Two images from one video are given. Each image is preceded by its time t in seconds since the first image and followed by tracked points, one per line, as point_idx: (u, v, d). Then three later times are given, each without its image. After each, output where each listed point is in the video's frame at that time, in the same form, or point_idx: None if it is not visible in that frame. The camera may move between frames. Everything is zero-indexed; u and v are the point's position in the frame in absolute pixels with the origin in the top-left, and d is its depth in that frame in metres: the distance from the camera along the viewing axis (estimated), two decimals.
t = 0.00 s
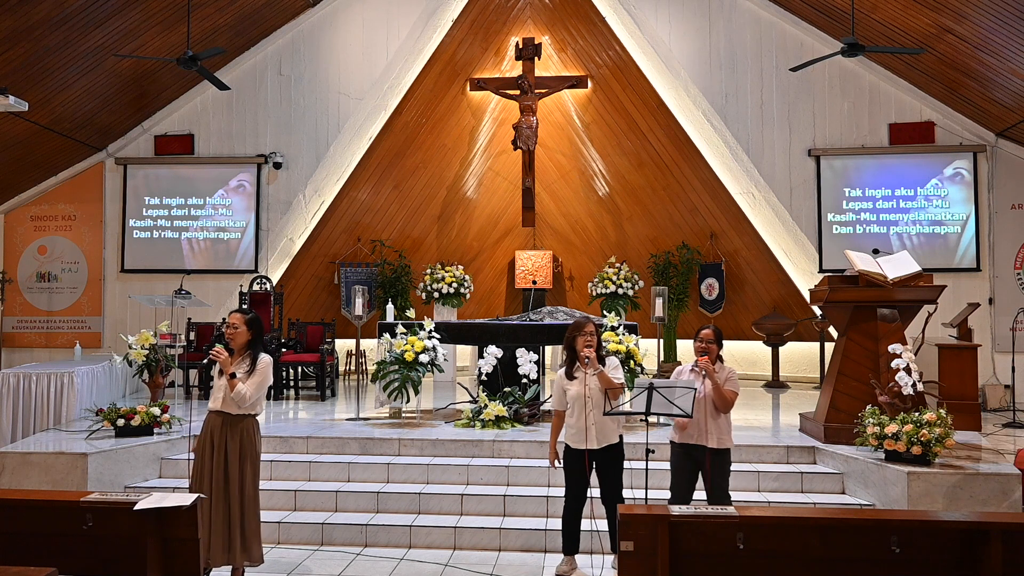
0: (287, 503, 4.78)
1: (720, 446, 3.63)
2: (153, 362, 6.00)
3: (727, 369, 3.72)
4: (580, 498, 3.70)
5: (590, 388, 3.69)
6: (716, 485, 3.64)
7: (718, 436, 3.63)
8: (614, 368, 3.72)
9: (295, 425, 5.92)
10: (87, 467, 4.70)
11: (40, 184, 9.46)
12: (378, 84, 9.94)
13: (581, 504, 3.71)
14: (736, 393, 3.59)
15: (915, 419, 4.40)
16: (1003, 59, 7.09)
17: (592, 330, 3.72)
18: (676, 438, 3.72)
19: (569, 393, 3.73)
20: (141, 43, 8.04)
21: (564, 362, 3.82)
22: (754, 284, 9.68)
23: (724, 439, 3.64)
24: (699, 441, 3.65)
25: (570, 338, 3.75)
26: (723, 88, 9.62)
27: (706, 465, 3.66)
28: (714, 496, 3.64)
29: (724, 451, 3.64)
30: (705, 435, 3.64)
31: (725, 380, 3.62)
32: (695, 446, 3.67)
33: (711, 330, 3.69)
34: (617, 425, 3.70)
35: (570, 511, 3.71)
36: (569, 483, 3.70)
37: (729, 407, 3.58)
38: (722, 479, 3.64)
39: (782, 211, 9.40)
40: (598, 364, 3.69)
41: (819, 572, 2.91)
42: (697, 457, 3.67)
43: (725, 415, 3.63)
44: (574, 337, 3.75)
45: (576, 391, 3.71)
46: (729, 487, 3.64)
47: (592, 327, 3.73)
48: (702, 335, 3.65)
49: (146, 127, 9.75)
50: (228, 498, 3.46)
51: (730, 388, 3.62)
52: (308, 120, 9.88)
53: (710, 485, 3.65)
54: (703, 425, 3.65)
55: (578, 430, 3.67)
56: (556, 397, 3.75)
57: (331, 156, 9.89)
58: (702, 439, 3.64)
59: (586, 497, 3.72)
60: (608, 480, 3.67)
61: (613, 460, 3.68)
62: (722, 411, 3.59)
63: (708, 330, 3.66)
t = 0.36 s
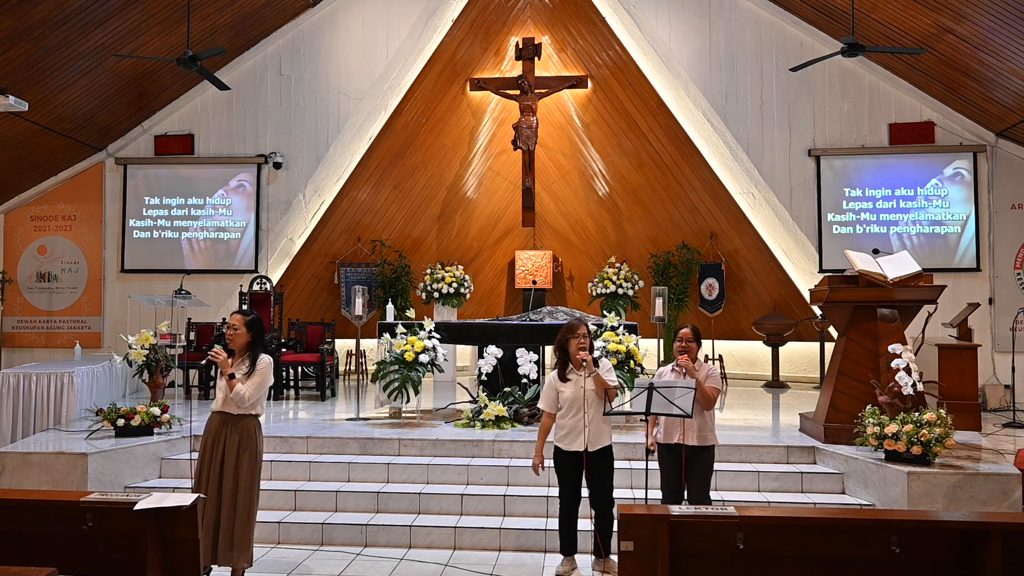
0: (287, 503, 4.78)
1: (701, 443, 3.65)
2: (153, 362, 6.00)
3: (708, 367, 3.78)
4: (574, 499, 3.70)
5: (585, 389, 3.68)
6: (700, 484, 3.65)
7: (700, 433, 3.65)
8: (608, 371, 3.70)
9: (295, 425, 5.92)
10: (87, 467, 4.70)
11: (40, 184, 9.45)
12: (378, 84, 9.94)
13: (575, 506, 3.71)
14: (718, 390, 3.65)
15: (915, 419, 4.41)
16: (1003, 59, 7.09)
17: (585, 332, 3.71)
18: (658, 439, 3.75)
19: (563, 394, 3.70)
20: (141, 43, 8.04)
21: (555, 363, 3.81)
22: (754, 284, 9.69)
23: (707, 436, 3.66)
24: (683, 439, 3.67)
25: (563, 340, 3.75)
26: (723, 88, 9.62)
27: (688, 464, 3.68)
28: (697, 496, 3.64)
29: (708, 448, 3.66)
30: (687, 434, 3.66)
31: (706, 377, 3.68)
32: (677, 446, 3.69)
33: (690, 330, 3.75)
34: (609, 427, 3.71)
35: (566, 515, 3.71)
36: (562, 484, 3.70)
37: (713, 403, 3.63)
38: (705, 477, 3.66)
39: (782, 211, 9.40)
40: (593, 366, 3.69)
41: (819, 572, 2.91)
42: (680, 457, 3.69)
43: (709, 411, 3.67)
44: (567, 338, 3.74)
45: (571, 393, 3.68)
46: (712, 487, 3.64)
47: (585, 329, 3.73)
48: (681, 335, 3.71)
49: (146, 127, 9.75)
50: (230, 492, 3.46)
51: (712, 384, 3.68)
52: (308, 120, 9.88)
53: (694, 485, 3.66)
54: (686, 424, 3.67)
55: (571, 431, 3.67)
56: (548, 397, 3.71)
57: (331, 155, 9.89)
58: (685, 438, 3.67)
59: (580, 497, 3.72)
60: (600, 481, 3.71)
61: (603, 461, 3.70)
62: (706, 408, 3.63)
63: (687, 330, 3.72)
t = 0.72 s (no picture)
0: (287, 503, 4.78)
1: (713, 441, 3.65)
2: (153, 362, 6.00)
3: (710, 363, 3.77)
4: (579, 498, 3.69)
5: (596, 388, 3.70)
6: (708, 484, 3.64)
7: (711, 430, 3.65)
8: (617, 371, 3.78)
9: (295, 425, 5.92)
10: (86, 467, 4.70)
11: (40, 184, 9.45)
12: (378, 84, 9.94)
13: (579, 507, 3.70)
14: (725, 386, 3.66)
15: (915, 419, 4.40)
16: (1003, 59, 7.09)
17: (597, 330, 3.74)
18: (669, 439, 3.70)
19: (574, 391, 3.69)
20: (141, 43, 8.04)
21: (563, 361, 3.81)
22: (754, 284, 9.69)
23: (716, 432, 3.67)
24: (694, 438, 3.66)
25: (575, 337, 3.76)
26: (723, 88, 9.62)
27: (696, 464, 3.66)
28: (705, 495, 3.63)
29: (717, 445, 3.67)
30: (698, 433, 3.65)
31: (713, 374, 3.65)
32: (688, 446, 3.67)
33: (689, 328, 3.69)
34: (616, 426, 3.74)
35: (568, 515, 3.70)
36: (567, 484, 3.69)
37: (721, 400, 3.63)
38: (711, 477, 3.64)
39: (782, 211, 9.40)
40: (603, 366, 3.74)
41: (819, 572, 2.91)
42: (689, 457, 3.67)
43: (715, 407, 3.67)
44: (578, 336, 3.76)
45: (582, 390, 3.69)
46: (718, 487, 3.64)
47: (596, 327, 3.74)
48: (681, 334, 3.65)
49: (146, 127, 9.75)
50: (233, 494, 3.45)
51: (718, 380, 3.68)
52: (308, 120, 9.88)
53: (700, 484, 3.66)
54: (697, 422, 3.66)
55: (582, 428, 3.66)
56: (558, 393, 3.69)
57: (331, 155, 9.89)
58: (696, 436, 3.65)
59: (584, 497, 3.71)
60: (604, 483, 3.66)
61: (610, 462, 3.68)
62: (714, 405, 3.64)
63: (688, 328, 3.65)
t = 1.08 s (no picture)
0: (287, 503, 4.78)
1: (742, 441, 3.65)
2: (153, 362, 6.00)
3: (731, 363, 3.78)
4: (587, 498, 3.71)
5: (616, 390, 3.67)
6: (730, 483, 3.63)
7: (740, 430, 3.65)
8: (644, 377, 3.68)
9: (295, 425, 5.91)
10: (86, 467, 4.70)
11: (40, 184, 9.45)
12: (378, 84, 9.94)
13: (587, 505, 3.72)
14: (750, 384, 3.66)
15: (915, 419, 4.40)
16: (1003, 59, 7.09)
17: (627, 332, 3.67)
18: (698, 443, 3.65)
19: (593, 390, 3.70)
20: (141, 43, 8.04)
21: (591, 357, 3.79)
22: (754, 284, 9.68)
23: (744, 432, 3.67)
24: (724, 440, 3.63)
25: (603, 337, 3.71)
26: (723, 88, 9.62)
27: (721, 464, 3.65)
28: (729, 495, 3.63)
29: (744, 445, 3.67)
30: (728, 434, 3.63)
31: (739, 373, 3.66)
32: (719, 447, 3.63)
33: (708, 329, 3.71)
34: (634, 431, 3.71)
35: (575, 512, 3.73)
36: (578, 483, 3.70)
37: (749, 398, 3.64)
38: (735, 477, 3.64)
39: (782, 211, 9.40)
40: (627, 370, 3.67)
41: (820, 572, 2.91)
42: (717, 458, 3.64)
43: (741, 406, 3.67)
44: (607, 337, 3.70)
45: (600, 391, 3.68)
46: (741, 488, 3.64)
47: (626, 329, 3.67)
48: (702, 335, 3.67)
49: (146, 127, 9.75)
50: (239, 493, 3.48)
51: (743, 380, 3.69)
52: (308, 120, 9.88)
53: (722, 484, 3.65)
54: (727, 423, 3.64)
55: (595, 428, 3.67)
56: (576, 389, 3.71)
57: (331, 156, 9.89)
58: (727, 437, 3.63)
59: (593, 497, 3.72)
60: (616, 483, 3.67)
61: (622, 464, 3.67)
62: (741, 404, 3.63)
63: (706, 330, 3.67)
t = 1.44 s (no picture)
0: (287, 503, 4.78)
1: (743, 446, 3.64)
2: (152, 362, 6.00)
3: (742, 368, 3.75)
4: (587, 498, 3.71)
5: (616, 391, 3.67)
6: (737, 485, 3.64)
7: (742, 435, 3.63)
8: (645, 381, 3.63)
9: (295, 425, 5.92)
10: (86, 467, 4.70)
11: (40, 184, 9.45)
12: (378, 84, 9.94)
13: (587, 505, 3.72)
14: (755, 392, 3.63)
15: (915, 419, 4.40)
16: (1003, 59, 7.09)
17: (633, 332, 3.65)
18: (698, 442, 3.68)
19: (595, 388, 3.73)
20: (141, 43, 8.04)
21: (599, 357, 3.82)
22: (754, 284, 9.67)
23: (746, 437, 3.64)
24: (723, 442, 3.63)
25: (610, 337, 3.72)
26: (723, 88, 9.62)
27: (727, 467, 3.65)
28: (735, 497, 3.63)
29: (749, 450, 3.66)
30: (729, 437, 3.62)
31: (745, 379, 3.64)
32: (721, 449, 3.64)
33: (723, 330, 3.69)
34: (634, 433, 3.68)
35: (575, 511, 3.72)
36: (577, 484, 3.71)
37: (751, 404, 3.61)
38: (741, 478, 3.65)
39: (782, 211, 9.41)
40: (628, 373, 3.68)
41: (820, 572, 2.91)
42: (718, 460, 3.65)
43: (745, 412, 3.65)
44: (614, 337, 3.71)
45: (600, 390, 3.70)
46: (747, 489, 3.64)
47: (633, 330, 3.67)
48: (714, 335, 3.66)
49: (146, 127, 9.75)
50: (224, 498, 3.44)
51: (749, 386, 3.66)
52: (308, 120, 9.88)
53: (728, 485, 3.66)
54: (727, 426, 3.63)
55: (593, 426, 3.67)
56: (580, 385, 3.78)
57: (331, 156, 9.90)
58: (725, 439, 3.63)
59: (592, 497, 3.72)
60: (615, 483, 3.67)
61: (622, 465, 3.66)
62: (743, 409, 3.61)
63: (721, 331, 3.66)
